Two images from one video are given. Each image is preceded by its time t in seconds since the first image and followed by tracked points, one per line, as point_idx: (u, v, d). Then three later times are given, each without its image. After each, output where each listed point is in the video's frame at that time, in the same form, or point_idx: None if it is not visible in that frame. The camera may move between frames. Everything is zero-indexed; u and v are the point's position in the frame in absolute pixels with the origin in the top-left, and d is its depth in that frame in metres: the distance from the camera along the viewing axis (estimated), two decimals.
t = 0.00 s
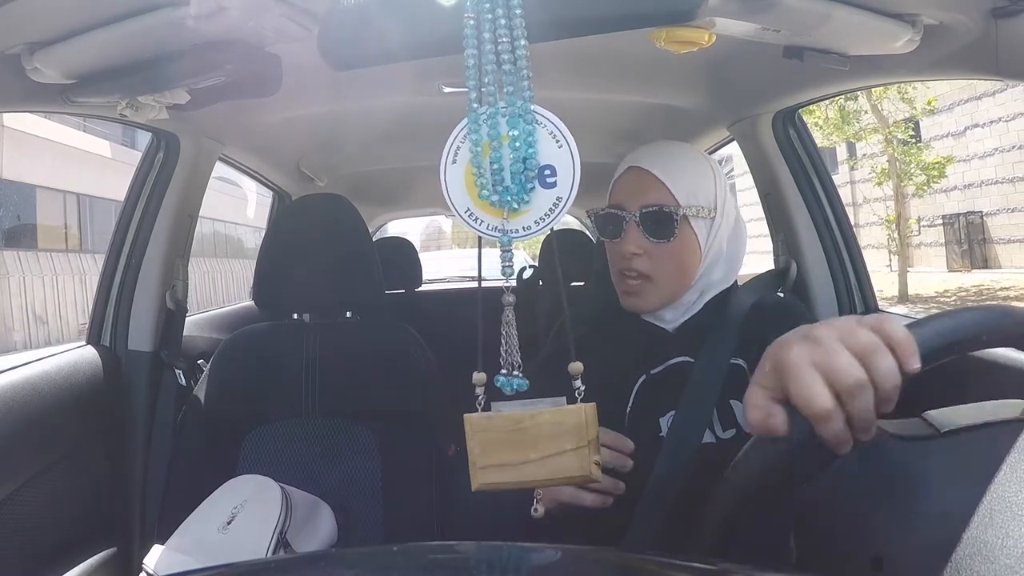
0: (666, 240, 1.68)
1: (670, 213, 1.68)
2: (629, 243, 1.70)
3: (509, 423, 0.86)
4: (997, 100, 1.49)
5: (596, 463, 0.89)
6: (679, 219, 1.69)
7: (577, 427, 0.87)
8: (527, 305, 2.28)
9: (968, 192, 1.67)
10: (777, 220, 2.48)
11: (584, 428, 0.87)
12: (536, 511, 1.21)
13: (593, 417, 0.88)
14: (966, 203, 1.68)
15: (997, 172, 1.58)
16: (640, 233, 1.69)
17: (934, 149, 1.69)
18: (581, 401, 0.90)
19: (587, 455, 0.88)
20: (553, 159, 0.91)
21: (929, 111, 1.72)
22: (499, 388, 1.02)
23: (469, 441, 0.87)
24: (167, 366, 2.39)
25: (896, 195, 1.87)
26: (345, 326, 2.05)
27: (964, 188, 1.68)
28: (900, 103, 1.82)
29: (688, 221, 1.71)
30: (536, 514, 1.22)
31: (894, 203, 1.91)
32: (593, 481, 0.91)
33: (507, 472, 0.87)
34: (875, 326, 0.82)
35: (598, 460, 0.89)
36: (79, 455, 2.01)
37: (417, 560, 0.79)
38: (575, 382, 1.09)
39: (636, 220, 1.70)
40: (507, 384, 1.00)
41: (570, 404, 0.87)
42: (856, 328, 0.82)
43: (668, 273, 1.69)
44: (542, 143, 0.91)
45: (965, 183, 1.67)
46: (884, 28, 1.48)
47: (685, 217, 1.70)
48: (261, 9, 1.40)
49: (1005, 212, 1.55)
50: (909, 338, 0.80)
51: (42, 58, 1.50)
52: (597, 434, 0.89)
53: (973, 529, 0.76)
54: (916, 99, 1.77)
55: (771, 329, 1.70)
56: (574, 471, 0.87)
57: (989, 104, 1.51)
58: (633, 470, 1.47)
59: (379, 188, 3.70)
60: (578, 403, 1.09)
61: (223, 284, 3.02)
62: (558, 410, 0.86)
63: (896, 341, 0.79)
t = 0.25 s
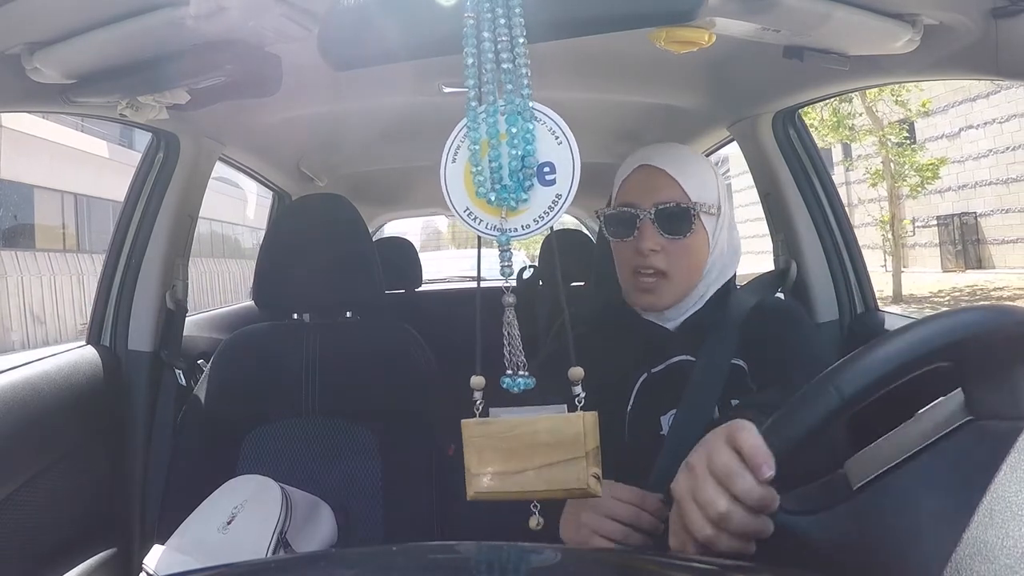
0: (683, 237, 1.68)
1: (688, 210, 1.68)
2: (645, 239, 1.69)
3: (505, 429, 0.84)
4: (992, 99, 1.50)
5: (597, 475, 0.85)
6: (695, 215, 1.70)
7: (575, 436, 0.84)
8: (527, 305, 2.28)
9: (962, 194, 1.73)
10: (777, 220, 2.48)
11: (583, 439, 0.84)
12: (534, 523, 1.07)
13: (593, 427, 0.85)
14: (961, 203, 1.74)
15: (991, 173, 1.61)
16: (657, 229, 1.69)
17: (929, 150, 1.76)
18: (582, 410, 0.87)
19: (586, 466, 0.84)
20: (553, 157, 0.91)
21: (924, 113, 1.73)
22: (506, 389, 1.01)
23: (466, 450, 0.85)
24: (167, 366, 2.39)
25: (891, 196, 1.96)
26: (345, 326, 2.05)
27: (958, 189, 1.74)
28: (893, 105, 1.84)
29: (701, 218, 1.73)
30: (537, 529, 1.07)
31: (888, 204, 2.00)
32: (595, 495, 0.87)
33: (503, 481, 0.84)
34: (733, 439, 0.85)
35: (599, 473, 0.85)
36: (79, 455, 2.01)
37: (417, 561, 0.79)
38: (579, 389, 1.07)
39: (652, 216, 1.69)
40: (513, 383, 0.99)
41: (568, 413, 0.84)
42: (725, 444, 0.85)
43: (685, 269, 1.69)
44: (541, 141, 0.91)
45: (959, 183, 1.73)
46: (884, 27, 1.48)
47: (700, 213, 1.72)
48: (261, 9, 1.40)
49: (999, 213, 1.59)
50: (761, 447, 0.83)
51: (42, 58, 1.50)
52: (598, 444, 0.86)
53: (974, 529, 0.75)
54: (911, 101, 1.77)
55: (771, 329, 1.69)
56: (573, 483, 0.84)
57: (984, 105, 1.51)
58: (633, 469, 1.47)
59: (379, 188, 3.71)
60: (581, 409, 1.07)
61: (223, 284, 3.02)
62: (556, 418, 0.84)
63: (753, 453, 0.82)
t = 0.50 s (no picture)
0: (705, 236, 1.67)
1: (708, 208, 1.68)
2: (670, 243, 1.65)
3: (523, 408, 0.94)
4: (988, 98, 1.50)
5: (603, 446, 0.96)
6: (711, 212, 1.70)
7: (583, 412, 0.94)
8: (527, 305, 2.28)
9: (953, 194, 1.65)
10: (777, 220, 2.48)
11: (591, 415, 0.94)
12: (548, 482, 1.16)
13: (600, 406, 0.95)
14: (952, 204, 1.66)
15: (982, 174, 1.57)
16: (681, 231, 1.65)
17: (920, 150, 1.69)
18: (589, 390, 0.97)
19: (594, 439, 0.95)
20: (557, 159, 0.90)
21: (915, 114, 1.74)
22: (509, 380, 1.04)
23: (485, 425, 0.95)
24: (167, 366, 2.39)
25: (882, 197, 1.91)
26: (345, 326, 2.05)
27: (950, 189, 1.66)
28: (885, 107, 1.86)
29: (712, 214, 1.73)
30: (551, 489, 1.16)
31: (878, 205, 1.97)
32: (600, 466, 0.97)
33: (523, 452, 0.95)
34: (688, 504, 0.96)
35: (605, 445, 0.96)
36: (79, 455, 2.01)
37: (418, 560, 0.79)
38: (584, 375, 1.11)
39: (674, 219, 1.66)
40: (517, 374, 1.02)
41: (577, 392, 0.94)
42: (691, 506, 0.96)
43: (707, 266, 1.68)
44: (545, 144, 0.91)
45: (950, 184, 1.65)
46: (884, 27, 1.48)
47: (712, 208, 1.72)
48: (261, 9, 1.40)
49: (990, 214, 1.56)
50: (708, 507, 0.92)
51: (42, 58, 1.50)
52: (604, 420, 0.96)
53: (975, 528, 0.72)
54: (901, 103, 1.80)
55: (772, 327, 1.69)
56: (582, 454, 0.94)
57: (975, 106, 1.54)
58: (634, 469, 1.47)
59: (379, 188, 3.71)
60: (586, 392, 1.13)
61: (223, 284, 3.02)
62: (566, 397, 0.94)
63: (697, 519, 0.92)
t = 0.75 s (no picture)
0: (707, 235, 1.67)
1: (710, 209, 1.67)
2: (672, 245, 1.65)
3: (529, 376, 0.97)
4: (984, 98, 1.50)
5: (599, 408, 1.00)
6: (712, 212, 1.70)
7: (584, 378, 0.98)
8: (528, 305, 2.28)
9: (935, 192, 1.70)
10: (777, 220, 2.48)
11: (590, 379, 0.98)
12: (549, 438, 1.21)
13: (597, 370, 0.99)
14: (934, 201, 1.71)
15: (964, 174, 1.61)
16: (681, 232, 1.66)
17: (903, 151, 1.74)
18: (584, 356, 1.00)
19: (592, 400, 0.99)
20: (558, 159, 0.91)
21: (899, 115, 1.79)
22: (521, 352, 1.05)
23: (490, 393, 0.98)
24: (168, 366, 2.39)
25: (864, 196, 2.03)
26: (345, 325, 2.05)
27: (931, 188, 1.71)
28: (867, 107, 1.94)
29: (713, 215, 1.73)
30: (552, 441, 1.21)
31: (861, 203, 2.08)
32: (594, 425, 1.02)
33: (528, 416, 0.97)
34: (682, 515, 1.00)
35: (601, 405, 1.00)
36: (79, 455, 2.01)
37: (418, 560, 0.79)
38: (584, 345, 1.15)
39: (675, 221, 1.66)
40: (529, 347, 1.03)
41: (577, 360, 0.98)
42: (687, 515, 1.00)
43: (709, 265, 1.68)
44: (546, 144, 0.91)
45: (931, 184, 1.70)
46: (884, 26, 1.48)
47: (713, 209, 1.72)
48: (262, 9, 1.40)
49: (971, 213, 1.60)
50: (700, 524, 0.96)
51: (42, 58, 1.50)
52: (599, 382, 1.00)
53: (974, 529, 0.72)
54: (901, 102, 1.81)
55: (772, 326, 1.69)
56: (582, 415, 0.98)
57: (956, 108, 1.60)
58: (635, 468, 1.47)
59: (380, 187, 3.71)
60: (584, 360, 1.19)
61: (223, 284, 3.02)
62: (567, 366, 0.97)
63: (690, 531, 0.97)
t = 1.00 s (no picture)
0: (703, 231, 1.67)
1: (704, 203, 1.67)
2: (668, 241, 1.64)
3: (525, 382, 0.93)
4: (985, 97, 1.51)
5: (599, 416, 0.96)
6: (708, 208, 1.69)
7: (583, 385, 0.94)
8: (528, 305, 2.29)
9: (905, 196, 1.85)
10: (777, 220, 2.48)
11: (589, 386, 0.94)
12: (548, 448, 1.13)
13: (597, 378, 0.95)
14: (904, 205, 1.86)
15: (932, 178, 1.76)
16: (678, 228, 1.65)
17: (873, 156, 1.92)
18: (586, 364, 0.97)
19: (591, 409, 0.95)
20: (559, 159, 0.91)
21: (870, 121, 1.93)
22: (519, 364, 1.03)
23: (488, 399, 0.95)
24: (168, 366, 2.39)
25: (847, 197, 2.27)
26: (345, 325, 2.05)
27: (902, 191, 1.86)
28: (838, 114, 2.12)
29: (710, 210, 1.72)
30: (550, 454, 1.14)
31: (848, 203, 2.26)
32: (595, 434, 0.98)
33: (523, 423, 0.94)
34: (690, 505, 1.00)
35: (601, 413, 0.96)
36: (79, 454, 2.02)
37: (418, 560, 0.79)
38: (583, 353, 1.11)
39: (671, 217, 1.65)
40: (528, 358, 1.01)
41: (574, 366, 0.94)
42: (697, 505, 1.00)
43: (706, 261, 1.68)
44: (546, 145, 0.91)
45: (902, 187, 1.85)
46: (883, 26, 1.48)
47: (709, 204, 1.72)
48: (261, 9, 1.40)
49: (940, 215, 1.74)
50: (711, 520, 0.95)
51: (41, 58, 1.50)
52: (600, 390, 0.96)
53: (974, 528, 0.71)
54: (901, 103, 1.81)
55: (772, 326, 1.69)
56: (579, 423, 0.94)
57: (926, 114, 1.73)
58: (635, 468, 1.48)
59: (380, 188, 3.71)
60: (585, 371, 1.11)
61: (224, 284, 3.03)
62: (564, 371, 0.93)
63: (695, 524, 0.97)
